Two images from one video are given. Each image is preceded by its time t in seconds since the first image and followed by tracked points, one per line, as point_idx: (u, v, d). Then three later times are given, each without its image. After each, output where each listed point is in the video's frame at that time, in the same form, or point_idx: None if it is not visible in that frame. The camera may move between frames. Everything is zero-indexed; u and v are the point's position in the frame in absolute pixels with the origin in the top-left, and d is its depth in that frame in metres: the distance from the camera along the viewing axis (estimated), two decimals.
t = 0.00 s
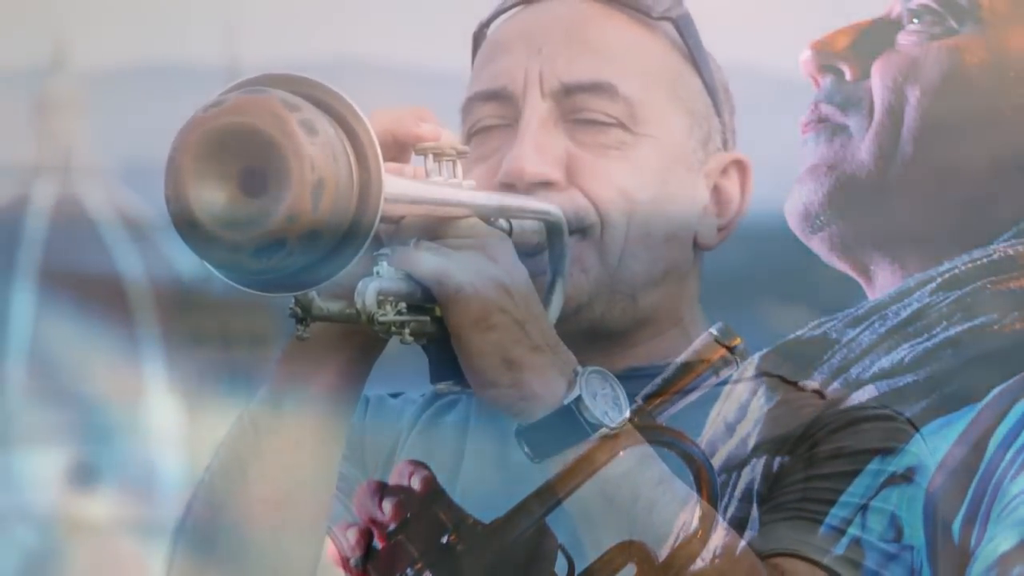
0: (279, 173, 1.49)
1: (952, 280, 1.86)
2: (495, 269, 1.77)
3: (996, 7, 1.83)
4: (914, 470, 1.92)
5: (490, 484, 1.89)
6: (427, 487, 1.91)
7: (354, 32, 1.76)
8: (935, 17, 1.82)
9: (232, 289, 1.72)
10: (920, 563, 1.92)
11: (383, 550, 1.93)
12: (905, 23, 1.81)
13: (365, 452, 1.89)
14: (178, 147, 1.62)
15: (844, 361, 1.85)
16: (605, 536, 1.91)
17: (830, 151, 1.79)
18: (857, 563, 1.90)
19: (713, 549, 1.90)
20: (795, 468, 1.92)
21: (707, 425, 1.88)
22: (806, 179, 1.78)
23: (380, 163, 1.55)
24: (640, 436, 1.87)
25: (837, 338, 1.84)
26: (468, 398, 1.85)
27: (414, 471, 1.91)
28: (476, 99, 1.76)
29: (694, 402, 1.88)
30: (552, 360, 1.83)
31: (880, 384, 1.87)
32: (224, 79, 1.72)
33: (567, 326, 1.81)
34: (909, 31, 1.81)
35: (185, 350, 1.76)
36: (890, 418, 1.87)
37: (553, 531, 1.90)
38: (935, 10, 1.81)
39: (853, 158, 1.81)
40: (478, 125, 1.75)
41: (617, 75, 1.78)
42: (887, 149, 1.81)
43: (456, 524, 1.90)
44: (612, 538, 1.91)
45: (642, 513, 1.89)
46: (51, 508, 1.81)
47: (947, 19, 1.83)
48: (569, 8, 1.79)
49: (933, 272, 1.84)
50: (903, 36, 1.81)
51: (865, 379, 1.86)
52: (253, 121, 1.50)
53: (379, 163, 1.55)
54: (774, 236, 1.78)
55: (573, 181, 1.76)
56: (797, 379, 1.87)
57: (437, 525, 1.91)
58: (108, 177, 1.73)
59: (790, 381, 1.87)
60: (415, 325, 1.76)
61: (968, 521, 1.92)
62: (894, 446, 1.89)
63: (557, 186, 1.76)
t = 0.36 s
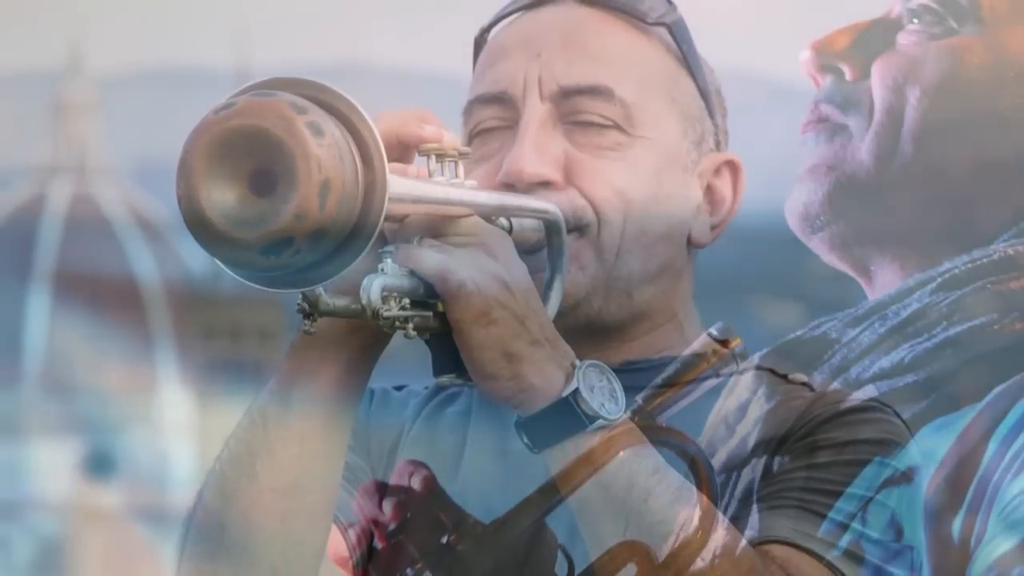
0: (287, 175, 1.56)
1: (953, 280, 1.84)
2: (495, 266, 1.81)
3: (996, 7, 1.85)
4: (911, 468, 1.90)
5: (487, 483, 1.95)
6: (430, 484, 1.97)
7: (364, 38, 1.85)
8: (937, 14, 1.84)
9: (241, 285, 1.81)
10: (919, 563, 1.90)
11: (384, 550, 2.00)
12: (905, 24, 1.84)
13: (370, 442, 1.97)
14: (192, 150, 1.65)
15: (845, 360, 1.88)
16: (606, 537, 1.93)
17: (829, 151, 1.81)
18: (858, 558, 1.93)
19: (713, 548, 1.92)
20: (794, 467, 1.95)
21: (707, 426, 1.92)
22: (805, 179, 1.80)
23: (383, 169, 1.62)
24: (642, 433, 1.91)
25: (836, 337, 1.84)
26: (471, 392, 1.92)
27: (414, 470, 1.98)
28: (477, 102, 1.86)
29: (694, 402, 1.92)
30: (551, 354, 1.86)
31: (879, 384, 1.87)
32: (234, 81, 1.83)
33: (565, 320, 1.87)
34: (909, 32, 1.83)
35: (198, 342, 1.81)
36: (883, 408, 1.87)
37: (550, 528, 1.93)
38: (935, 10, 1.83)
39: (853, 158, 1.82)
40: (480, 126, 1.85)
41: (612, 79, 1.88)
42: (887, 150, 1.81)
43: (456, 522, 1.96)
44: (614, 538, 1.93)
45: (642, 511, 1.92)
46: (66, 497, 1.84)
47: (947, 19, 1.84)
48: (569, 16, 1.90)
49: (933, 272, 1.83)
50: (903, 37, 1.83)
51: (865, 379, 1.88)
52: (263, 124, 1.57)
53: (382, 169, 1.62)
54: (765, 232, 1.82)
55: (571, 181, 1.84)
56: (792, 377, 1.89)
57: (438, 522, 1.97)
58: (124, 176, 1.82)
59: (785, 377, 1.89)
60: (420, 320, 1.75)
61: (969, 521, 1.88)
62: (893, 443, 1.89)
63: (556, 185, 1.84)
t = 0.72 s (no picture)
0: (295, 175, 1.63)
1: (952, 280, 1.89)
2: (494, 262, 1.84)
3: (996, 7, 1.92)
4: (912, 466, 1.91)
5: (485, 482, 1.99)
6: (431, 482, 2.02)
7: (376, 44, 1.93)
8: (937, 14, 1.90)
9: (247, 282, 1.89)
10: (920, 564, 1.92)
11: (384, 549, 2.05)
12: (905, 24, 1.90)
13: (375, 436, 2.04)
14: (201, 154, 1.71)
15: (846, 360, 1.92)
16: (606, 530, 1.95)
17: (829, 150, 1.88)
18: (858, 557, 1.96)
19: (713, 549, 1.94)
20: (794, 466, 2.00)
21: (707, 425, 1.97)
22: (806, 178, 1.87)
23: (387, 171, 1.69)
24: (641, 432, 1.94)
25: (836, 336, 1.90)
26: (473, 385, 2.00)
27: (414, 470, 2.03)
28: (479, 105, 1.93)
29: (694, 401, 1.98)
30: (548, 347, 1.89)
31: (879, 385, 1.90)
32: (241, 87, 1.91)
33: (564, 316, 1.93)
34: (909, 32, 1.90)
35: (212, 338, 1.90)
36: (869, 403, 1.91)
37: (547, 525, 1.96)
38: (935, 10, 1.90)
39: (853, 157, 1.88)
40: (481, 129, 1.92)
41: (609, 83, 1.95)
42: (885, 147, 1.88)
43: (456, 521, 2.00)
44: (614, 539, 1.95)
45: (641, 507, 1.93)
46: (81, 485, 1.90)
47: (948, 19, 1.90)
48: (568, 22, 1.98)
49: (933, 272, 1.89)
50: (903, 36, 1.90)
51: (865, 379, 1.91)
52: (271, 126, 1.64)
53: (386, 170, 1.69)
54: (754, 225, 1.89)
55: (569, 181, 1.90)
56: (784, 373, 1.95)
57: (439, 521, 2.01)
58: (137, 175, 1.91)
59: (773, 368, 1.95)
60: (423, 315, 1.79)
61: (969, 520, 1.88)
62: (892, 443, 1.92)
63: (553, 185, 1.90)
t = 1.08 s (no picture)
0: (303, 174, 1.71)
1: (953, 279, 1.94)
2: (495, 259, 1.88)
3: (996, 7, 1.96)
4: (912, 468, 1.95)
5: (487, 475, 2.05)
6: (434, 479, 2.07)
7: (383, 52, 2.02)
8: (935, 15, 1.96)
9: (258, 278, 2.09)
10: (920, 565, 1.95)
11: (384, 549, 2.09)
12: (905, 23, 1.98)
13: (379, 424, 2.15)
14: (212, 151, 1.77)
15: (846, 360, 1.99)
16: (604, 525, 1.94)
17: (829, 150, 1.97)
18: (857, 553, 1.95)
19: (713, 548, 1.91)
20: (795, 465, 1.97)
21: (707, 426, 2.03)
22: (806, 179, 1.97)
23: (391, 171, 1.76)
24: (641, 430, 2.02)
25: (836, 336, 1.97)
26: (474, 376, 2.11)
27: (414, 471, 2.08)
28: (479, 108, 2.07)
29: (693, 401, 2.05)
30: (547, 342, 1.92)
31: (880, 384, 1.99)
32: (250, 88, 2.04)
33: (562, 309, 2.03)
34: (909, 32, 1.98)
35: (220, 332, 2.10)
36: (849, 393, 1.99)
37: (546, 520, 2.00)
38: (935, 10, 1.96)
39: (853, 158, 1.98)
40: (482, 131, 2.06)
41: (606, 87, 2.06)
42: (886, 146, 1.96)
43: (458, 516, 2.04)
44: (614, 538, 1.94)
45: (640, 501, 1.92)
46: (102, 469, 2.10)
47: (947, 19, 1.97)
48: (564, 29, 2.08)
49: (933, 272, 1.95)
50: (902, 36, 1.98)
51: (866, 379, 1.99)
52: (280, 127, 1.71)
53: (390, 170, 1.76)
54: (745, 221, 2.02)
55: (568, 181, 1.99)
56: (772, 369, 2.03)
57: (440, 516, 2.05)
58: (151, 176, 2.09)
59: (766, 363, 2.03)
60: (427, 310, 1.83)
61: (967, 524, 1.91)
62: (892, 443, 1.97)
63: (552, 185, 1.99)
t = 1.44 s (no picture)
0: (311, 175, 1.79)
1: (954, 278, 2.16)
2: (496, 256, 1.95)
3: (994, 9, 2.24)
4: (913, 466, 2.13)
5: (486, 463, 2.11)
6: (434, 467, 2.13)
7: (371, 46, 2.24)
8: (933, 16, 2.25)
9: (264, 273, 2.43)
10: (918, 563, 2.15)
11: (384, 549, 2.16)
12: (905, 23, 2.26)
13: (386, 412, 2.25)
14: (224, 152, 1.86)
15: (848, 358, 2.18)
16: (602, 515, 1.96)
17: (829, 150, 2.25)
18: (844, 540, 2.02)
19: (713, 548, 1.93)
20: (795, 457, 2.02)
21: (707, 426, 2.08)
22: (807, 181, 2.27)
23: (397, 169, 1.84)
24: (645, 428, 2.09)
25: (839, 335, 2.21)
26: (476, 369, 2.21)
27: (415, 471, 2.15)
28: (478, 110, 2.17)
29: (694, 403, 2.11)
30: (546, 335, 1.98)
31: (879, 385, 2.16)
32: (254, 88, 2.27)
33: (561, 304, 2.10)
34: (910, 32, 2.25)
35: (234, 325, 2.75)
36: (845, 387, 2.10)
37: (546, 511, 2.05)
38: (933, 11, 2.25)
39: (853, 157, 2.24)
40: (483, 133, 2.15)
41: (601, 90, 2.12)
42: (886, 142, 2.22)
43: (458, 503, 2.10)
44: (615, 538, 1.96)
45: (637, 495, 1.94)
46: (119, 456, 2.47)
47: (947, 20, 2.25)
48: (563, 35, 2.15)
49: (933, 272, 2.17)
50: (902, 35, 2.26)
51: (868, 379, 2.16)
52: (289, 129, 1.79)
53: (396, 168, 1.84)
54: (734, 222, 2.37)
55: (565, 181, 2.07)
56: (761, 362, 2.15)
57: (440, 504, 2.11)
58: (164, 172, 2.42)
59: (758, 358, 2.18)
60: (430, 305, 1.90)
61: (968, 522, 2.12)
62: (891, 437, 2.13)
63: (551, 184, 2.06)
